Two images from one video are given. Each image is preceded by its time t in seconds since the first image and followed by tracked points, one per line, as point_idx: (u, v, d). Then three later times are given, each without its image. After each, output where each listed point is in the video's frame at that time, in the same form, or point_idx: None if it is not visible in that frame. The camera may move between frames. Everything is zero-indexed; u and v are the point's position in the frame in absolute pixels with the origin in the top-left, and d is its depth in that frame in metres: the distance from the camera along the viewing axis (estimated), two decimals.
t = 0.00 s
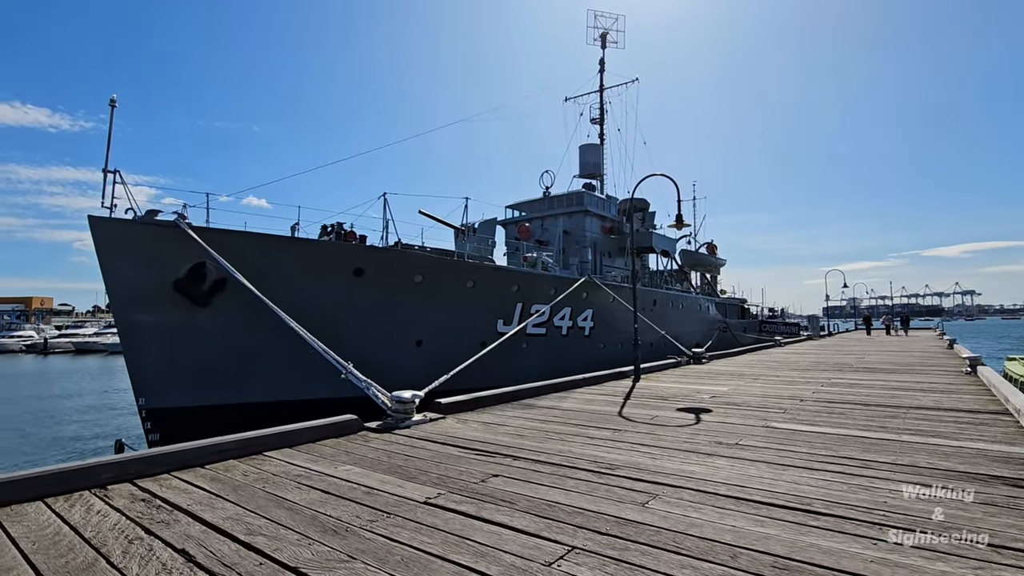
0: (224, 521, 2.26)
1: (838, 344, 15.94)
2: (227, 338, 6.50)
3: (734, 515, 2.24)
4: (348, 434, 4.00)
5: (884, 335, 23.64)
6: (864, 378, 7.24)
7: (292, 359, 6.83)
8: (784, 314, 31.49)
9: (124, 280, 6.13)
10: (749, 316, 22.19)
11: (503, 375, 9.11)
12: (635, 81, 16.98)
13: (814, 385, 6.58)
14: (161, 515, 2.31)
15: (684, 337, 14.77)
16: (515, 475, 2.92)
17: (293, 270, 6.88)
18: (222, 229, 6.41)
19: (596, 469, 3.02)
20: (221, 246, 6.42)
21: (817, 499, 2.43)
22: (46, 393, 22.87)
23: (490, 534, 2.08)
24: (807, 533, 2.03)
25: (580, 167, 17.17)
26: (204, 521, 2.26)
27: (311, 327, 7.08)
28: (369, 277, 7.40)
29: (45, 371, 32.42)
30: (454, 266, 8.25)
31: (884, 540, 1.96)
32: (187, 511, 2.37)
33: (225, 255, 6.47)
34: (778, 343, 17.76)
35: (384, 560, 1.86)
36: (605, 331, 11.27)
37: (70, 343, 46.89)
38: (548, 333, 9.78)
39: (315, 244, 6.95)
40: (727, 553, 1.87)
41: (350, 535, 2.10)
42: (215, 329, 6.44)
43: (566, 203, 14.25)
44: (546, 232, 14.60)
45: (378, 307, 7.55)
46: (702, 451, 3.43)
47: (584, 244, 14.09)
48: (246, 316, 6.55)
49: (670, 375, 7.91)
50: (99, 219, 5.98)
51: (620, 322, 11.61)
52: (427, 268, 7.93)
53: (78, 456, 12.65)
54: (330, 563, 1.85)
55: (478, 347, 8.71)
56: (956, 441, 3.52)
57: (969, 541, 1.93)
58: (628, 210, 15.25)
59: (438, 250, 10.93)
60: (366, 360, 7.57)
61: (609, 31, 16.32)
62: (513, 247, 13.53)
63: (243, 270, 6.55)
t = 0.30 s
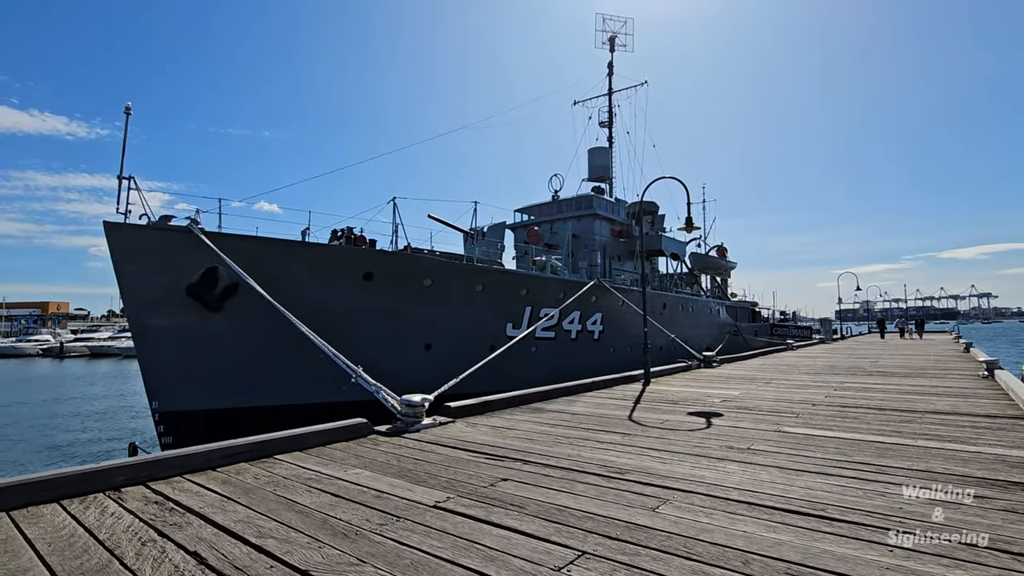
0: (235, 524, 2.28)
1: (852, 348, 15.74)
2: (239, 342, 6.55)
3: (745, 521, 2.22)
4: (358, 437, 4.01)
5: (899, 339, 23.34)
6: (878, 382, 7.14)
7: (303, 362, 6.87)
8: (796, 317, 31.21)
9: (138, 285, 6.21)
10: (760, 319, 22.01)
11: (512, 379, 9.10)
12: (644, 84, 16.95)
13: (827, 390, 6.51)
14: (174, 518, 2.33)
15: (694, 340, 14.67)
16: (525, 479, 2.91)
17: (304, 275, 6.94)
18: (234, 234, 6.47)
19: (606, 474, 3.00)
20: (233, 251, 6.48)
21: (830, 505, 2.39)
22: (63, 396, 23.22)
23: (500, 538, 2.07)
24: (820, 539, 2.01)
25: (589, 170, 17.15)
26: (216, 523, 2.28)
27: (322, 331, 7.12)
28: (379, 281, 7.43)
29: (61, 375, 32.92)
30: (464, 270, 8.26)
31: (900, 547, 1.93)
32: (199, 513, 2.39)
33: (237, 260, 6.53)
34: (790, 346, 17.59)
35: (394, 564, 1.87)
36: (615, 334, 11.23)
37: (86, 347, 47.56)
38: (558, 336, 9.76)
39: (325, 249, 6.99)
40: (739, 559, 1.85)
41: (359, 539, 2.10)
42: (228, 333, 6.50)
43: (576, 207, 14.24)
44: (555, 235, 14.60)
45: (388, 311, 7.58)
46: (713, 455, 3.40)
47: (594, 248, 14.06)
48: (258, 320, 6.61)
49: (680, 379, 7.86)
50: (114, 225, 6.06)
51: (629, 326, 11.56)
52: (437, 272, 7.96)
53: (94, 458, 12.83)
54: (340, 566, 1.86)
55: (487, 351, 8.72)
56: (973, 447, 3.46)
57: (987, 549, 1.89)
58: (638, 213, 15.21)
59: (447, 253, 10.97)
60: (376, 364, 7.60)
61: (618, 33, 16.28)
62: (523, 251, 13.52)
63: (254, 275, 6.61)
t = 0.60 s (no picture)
0: (243, 526, 2.29)
1: (862, 350, 15.60)
2: (247, 345, 6.60)
3: (754, 525, 2.20)
4: (365, 440, 4.02)
5: (910, 341, 23.09)
6: (889, 385, 7.07)
7: (312, 365, 6.91)
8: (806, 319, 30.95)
9: (149, 289, 6.28)
10: (768, 322, 21.87)
11: (519, 382, 9.10)
12: (651, 86, 16.91)
13: (836, 393, 6.46)
14: (183, 520, 2.34)
15: (702, 343, 14.60)
16: (532, 482, 2.90)
17: (311, 278, 6.97)
18: (243, 238, 6.52)
19: (613, 477, 2.99)
20: (242, 255, 6.54)
21: (840, 509, 2.37)
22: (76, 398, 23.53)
23: (506, 541, 2.07)
24: (830, 544, 1.99)
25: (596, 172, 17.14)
26: (224, 525, 2.29)
27: (330, 334, 7.16)
28: (387, 284, 7.46)
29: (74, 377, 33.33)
30: (471, 273, 8.26)
31: (912, 552, 1.90)
32: (208, 515, 2.41)
33: (246, 264, 6.58)
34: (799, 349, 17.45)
35: (401, 567, 1.87)
36: (622, 337, 11.19)
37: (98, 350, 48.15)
38: (565, 339, 9.75)
39: (333, 252, 7.02)
40: (748, 564, 1.83)
41: (366, 541, 2.10)
42: (237, 337, 6.55)
43: (582, 209, 14.23)
44: (561, 238, 14.58)
45: (396, 314, 7.60)
46: (721, 459, 3.38)
47: (601, 250, 14.03)
48: (267, 323, 6.65)
49: (688, 382, 7.81)
50: (125, 229, 6.13)
51: (637, 328, 11.53)
52: (444, 274, 7.97)
53: (107, 459, 13.02)
54: (348, 569, 1.86)
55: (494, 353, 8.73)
56: (987, 451, 3.41)
57: (1001, 555, 1.87)
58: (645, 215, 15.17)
59: (454, 256, 10.99)
60: (383, 366, 7.63)
61: (625, 35, 16.26)
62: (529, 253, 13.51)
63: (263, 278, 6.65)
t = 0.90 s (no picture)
0: (251, 527, 2.30)
1: (872, 352, 15.46)
2: (255, 347, 6.63)
3: (762, 529, 2.18)
4: (371, 442, 4.03)
5: (920, 343, 22.85)
6: (899, 388, 7.00)
7: (319, 367, 6.94)
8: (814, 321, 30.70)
9: (158, 291, 6.33)
10: (776, 323, 21.71)
11: (525, 384, 9.09)
12: (657, 87, 16.84)
13: (845, 395, 6.40)
14: (191, 520, 2.36)
15: (709, 344, 14.53)
16: (538, 484, 2.89)
17: (319, 280, 7.00)
18: (250, 240, 6.56)
19: (620, 480, 2.98)
20: (249, 257, 6.57)
21: (850, 513, 2.34)
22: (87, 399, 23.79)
23: (513, 543, 2.07)
24: (840, 548, 1.97)
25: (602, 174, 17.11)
26: (232, 526, 2.30)
27: (337, 336, 7.19)
28: (393, 285, 7.47)
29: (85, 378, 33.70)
30: (477, 274, 8.26)
31: (923, 557, 1.88)
32: (216, 516, 2.42)
33: (254, 266, 6.62)
34: (807, 350, 17.33)
35: (407, 568, 1.87)
36: (629, 338, 11.16)
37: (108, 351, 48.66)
38: (571, 340, 9.73)
39: (340, 254, 7.04)
40: (756, 568, 1.82)
41: (372, 543, 2.10)
42: (245, 338, 6.59)
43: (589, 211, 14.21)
44: (568, 239, 14.57)
45: (402, 315, 7.62)
46: (729, 462, 3.35)
47: (607, 252, 13.99)
48: (274, 325, 6.69)
49: (696, 383, 7.77)
50: (134, 232, 6.19)
51: (644, 330, 11.49)
52: (451, 276, 7.98)
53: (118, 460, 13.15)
54: (354, 570, 1.87)
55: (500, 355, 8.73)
56: (999, 454, 3.37)
57: (1014, 560, 1.84)
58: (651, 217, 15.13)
59: (461, 258, 10.99)
60: (390, 368, 7.64)
61: (632, 36, 16.20)
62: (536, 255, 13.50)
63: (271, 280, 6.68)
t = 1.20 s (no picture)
0: (260, 526, 2.31)
1: (883, 353, 15.31)
2: (264, 347, 6.68)
3: (771, 531, 2.17)
4: (379, 442, 4.04)
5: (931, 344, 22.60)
6: (910, 389, 6.93)
7: (326, 367, 6.97)
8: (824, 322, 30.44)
9: (168, 292, 6.39)
10: (785, 324, 21.55)
11: (532, 385, 9.09)
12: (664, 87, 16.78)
13: (856, 396, 6.33)
14: (201, 520, 2.38)
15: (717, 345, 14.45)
16: (546, 485, 2.89)
17: (327, 281, 7.03)
18: (259, 242, 6.60)
19: (627, 481, 2.96)
20: (258, 258, 6.61)
21: (861, 515, 2.32)
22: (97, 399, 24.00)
23: (520, 544, 2.07)
24: (850, 551, 1.95)
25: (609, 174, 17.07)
26: (241, 526, 2.32)
27: (344, 336, 7.22)
28: (401, 286, 7.49)
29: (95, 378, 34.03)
30: (484, 275, 8.26)
31: (934, 560, 1.86)
32: (225, 516, 2.44)
33: (262, 267, 6.66)
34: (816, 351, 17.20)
35: (414, 569, 1.87)
36: (636, 339, 11.12)
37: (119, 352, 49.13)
38: (578, 341, 9.72)
39: (348, 255, 7.07)
40: (765, 570, 1.81)
41: (379, 543, 2.11)
42: (253, 339, 6.63)
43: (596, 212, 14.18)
44: (575, 240, 14.54)
45: (410, 316, 7.64)
46: (737, 463, 3.34)
47: (614, 252, 13.95)
48: (282, 326, 6.73)
49: (703, 384, 7.74)
50: (145, 233, 6.24)
51: (651, 331, 11.44)
52: (457, 277, 7.98)
53: (130, 459, 13.27)
54: (363, 570, 1.87)
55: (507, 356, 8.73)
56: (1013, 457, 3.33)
57: None
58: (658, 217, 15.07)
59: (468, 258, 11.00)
60: (397, 368, 7.67)
61: (639, 36, 16.15)
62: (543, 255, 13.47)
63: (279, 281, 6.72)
